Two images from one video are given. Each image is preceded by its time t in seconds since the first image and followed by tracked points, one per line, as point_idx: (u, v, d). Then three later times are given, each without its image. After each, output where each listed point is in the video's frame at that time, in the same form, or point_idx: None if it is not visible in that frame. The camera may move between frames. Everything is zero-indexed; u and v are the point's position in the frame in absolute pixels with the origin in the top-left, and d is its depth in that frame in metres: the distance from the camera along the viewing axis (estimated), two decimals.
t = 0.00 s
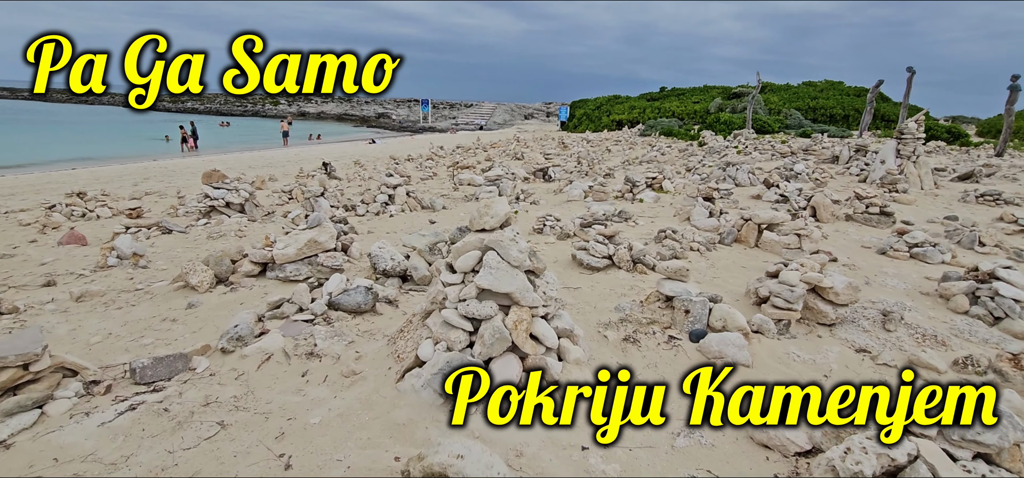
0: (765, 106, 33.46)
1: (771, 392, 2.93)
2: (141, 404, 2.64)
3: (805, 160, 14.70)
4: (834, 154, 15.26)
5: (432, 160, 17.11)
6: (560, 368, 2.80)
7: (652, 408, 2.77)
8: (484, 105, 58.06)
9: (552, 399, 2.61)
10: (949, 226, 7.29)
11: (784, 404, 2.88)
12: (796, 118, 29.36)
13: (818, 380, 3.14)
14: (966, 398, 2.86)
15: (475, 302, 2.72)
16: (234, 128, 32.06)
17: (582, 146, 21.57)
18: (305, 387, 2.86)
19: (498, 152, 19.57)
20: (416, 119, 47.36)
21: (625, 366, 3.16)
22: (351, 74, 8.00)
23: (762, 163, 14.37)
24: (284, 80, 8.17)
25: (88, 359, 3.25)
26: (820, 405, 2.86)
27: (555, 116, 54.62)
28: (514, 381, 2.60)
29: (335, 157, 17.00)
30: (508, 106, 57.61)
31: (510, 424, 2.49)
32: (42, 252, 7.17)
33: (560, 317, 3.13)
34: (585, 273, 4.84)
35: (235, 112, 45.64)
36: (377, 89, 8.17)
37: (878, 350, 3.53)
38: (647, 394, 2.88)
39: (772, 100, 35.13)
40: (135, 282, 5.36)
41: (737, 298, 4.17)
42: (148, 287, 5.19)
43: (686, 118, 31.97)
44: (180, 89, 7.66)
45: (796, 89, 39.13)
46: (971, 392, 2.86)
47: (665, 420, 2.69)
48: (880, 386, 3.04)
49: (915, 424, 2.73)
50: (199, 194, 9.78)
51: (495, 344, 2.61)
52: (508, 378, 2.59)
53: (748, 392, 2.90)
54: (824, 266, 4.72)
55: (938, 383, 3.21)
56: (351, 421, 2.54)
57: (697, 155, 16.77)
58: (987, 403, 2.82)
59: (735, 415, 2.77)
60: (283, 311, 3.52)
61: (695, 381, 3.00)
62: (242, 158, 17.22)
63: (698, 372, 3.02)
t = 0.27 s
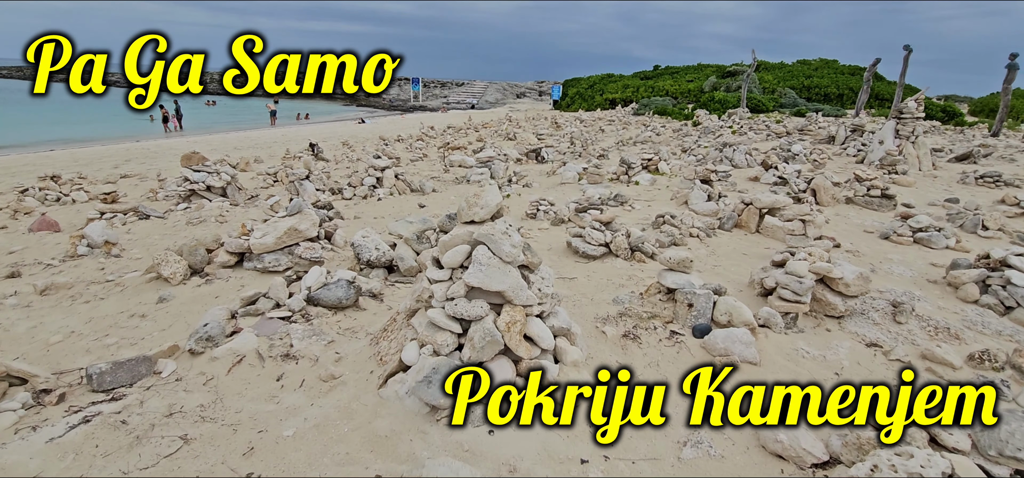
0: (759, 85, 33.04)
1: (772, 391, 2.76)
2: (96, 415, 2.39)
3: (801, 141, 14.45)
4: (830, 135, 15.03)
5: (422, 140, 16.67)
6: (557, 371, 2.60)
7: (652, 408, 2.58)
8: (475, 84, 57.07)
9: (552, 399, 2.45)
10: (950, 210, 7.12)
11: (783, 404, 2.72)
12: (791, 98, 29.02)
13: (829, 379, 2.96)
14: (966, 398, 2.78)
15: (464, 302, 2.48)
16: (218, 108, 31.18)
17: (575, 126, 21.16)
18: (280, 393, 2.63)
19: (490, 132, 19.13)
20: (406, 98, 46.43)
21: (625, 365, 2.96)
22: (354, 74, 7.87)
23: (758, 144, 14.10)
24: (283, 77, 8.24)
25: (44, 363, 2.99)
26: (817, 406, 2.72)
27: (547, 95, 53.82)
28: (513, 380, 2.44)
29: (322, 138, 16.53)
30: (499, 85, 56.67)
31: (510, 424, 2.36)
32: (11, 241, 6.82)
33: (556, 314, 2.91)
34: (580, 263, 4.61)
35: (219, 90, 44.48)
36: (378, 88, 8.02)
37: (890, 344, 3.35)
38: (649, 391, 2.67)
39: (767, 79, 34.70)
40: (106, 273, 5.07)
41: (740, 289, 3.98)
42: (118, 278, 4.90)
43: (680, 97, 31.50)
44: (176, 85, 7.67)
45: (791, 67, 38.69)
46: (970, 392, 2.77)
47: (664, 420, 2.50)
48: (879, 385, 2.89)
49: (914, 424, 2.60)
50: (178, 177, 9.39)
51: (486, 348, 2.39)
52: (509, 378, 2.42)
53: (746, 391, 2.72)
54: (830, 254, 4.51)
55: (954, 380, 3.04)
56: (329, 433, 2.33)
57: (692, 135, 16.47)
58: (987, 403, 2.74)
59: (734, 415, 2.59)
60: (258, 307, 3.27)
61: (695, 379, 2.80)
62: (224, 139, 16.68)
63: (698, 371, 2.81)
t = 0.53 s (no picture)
0: (758, 63, 32.57)
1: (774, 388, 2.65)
2: (66, 424, 2.24)
3: (801, 119, 14.24)
4: (830, 114, 14.81)
5: (415, 120, 16.32)
6: (555, 372, 2.48)
7: (652, 407, 2.48)
8: (469, 61, 56.10)
9: (552, 399, 2.36)
10: (954, 193, 7.00)
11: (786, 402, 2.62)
12: (789, 75, 28.65)
13: (839, 377, 2.84)
14: (966, 398, 2.68)
15: (457, 302, 2.33)
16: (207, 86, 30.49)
17: (572, 105, 20.81)
18: (263, 397, 2.49)
19: (485, 111, 18.77)
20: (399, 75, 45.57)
21: (626, 363, 2.84)
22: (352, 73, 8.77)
23: (758, 123, 13.89)
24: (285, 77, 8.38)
25: (15, 365, 2.84)
26: (817, 406, 2.59)
27: (542, 72, 53.03)
28: (512, 381, 2.34)
29: (313, 117, 16.15)
30: (494, 62, 55.71)
31: (510, 424, 2.26)
32: None
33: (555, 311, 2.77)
34: (578, 251, 4.47)
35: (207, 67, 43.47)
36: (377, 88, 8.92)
37: (899, 337, 3.24)
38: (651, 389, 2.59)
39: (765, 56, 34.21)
40: (87, 262, 4.88)
41: (744, 279, 3.85)
42: (99, 268, 4.70)
43: (677, 75, 31.02)
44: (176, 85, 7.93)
45: (790, 44, 38.15)
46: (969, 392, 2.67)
47: (664, 420, 2.42)
48: (878, 385, 2.78)
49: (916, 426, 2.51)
50: (165, 159, 9.13)
51: (481, 349, 2.25)
52: (507, 379, 2.31)
53: (745, 392, 2.60)
54: (835, 241, 4.39)
55: (965, 376, 2.94)
56: (314, 442, 2.19)
57: (690, 114, 16.20)
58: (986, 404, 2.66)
59: (736, 414, 2.49)
60: (241, 303, 3.12)
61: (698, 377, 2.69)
62: (212, 118, 16.26)
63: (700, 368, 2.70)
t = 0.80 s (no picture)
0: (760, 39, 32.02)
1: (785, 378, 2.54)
2: (37, 418, 2.10)
3: (804, 97, 13.98)
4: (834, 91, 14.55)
5: (411, 97, 15.99)
6: (558, 363, 2.33)
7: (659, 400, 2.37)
8: (466, 38, 55.11)
9: (554, 392, 2.23)
10: (963, 172, 6.84)
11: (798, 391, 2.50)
12: (791, 53, 28.19)
13: (853, 365, 2.72)
14: (965, 397, 2.50)
15: (453, 289, 2.18)
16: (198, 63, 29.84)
17: (570, 82, 20.45)
18: (248, 388, 2.35)
19: (482, 89, 18.41)
20: (394, 52, 44.73)
21: (631, 350, 2.72)
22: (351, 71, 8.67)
23: (760, 101, 13.63)
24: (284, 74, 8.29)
25: None
26: (816, 407, 2.39)
27: (540, 49, 52.15)
28: (512, 372, 2.21)
29: (306, 94, 15.80)
30: (491, 39, 54.72)
31: (511, 418, 2.14)
32: None
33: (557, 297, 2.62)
34: (579, 232, 4.31)
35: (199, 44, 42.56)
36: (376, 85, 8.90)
37: (914, 323, 3.11)
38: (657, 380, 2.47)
39: (767, 33, 33.63)
40: (71, 244, 4.71)
41: (752, 262, 3.72)
42: (82, 250, 4.53)
43: (677, 52, 30.48)
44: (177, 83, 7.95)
45: (791, 21, 37.53)
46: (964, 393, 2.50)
47: (664, 420, 2.26)
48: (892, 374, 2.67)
49: (916, 426, 2.32)
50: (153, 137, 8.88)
51: (480, 339, 2.11)
52: (507, 371, 2.18)
53: (744, 392, 2.44)
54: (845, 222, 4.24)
55: (983, 363, 2.82)
56: (302, 437, 2.06)
57: (691, 92, 15.91)
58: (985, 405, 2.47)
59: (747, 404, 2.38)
60: (226, 288, 2.97)
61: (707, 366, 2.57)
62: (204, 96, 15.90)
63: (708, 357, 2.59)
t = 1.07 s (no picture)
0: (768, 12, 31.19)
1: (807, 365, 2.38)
2: (7, 412, 1.97)
3: (815, 70, 13.58)
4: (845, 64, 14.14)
5: (411, 73, 15.63)
6: (566, 350, 2.16)
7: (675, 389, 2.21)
8: (467, 13, 53.97)
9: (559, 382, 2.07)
10: (982, 147, 6.59)
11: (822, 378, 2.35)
12: (799, 26, 27.49)
13: (878, 349, 2.56)
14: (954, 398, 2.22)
15: (452, 272, 2.01)
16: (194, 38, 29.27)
17: (574, 57, 19.97)
18: (234, 378, 2.20)
19: (483, 64, 17.98)
20: (393, 27, 43.84)
21: (642, 336, 2.56)
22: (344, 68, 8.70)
23: (769, 75, 13.25)
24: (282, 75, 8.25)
25: None
26: (804, 407, 2.12)
27: (542, 24, 51.08)
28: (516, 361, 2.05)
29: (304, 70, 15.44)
30: (492, 14, 53.58)
31: (514, 410, 1.99)
32: None
33: (564, 280, 2.45)
34: (585, 210, 4.12)
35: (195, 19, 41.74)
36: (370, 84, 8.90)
37: (940, 305, 2.94)
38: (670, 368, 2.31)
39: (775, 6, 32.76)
40: (58, 224, 4.54)
41: (767, 242, 3.53)
42: (68, 230, 4.35)
43: (683, 25, 29.75)
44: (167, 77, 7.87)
45: None
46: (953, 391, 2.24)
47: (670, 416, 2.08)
48: (919, 359, 2.51)
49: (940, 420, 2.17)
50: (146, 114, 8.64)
51: (480, 327, 1.95)
52: (510, 360, 2.02)
53: (732, 392, 2.19)
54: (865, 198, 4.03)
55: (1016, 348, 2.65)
56: (290, 433, 1.92)
57: (698, 65, 15.48)
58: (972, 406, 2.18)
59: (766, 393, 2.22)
60: (213, 270, 2.81)
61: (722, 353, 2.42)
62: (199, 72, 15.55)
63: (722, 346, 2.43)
